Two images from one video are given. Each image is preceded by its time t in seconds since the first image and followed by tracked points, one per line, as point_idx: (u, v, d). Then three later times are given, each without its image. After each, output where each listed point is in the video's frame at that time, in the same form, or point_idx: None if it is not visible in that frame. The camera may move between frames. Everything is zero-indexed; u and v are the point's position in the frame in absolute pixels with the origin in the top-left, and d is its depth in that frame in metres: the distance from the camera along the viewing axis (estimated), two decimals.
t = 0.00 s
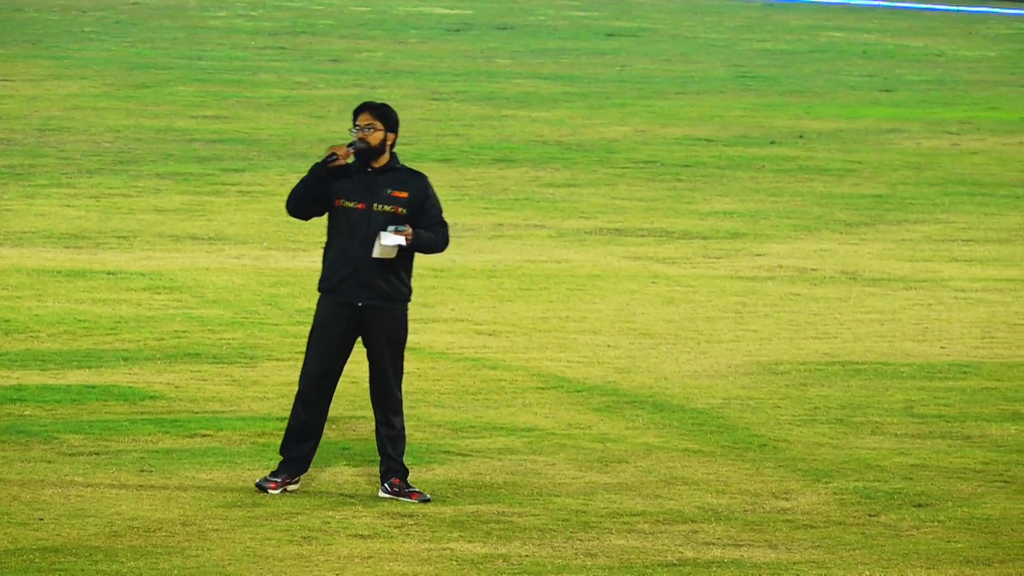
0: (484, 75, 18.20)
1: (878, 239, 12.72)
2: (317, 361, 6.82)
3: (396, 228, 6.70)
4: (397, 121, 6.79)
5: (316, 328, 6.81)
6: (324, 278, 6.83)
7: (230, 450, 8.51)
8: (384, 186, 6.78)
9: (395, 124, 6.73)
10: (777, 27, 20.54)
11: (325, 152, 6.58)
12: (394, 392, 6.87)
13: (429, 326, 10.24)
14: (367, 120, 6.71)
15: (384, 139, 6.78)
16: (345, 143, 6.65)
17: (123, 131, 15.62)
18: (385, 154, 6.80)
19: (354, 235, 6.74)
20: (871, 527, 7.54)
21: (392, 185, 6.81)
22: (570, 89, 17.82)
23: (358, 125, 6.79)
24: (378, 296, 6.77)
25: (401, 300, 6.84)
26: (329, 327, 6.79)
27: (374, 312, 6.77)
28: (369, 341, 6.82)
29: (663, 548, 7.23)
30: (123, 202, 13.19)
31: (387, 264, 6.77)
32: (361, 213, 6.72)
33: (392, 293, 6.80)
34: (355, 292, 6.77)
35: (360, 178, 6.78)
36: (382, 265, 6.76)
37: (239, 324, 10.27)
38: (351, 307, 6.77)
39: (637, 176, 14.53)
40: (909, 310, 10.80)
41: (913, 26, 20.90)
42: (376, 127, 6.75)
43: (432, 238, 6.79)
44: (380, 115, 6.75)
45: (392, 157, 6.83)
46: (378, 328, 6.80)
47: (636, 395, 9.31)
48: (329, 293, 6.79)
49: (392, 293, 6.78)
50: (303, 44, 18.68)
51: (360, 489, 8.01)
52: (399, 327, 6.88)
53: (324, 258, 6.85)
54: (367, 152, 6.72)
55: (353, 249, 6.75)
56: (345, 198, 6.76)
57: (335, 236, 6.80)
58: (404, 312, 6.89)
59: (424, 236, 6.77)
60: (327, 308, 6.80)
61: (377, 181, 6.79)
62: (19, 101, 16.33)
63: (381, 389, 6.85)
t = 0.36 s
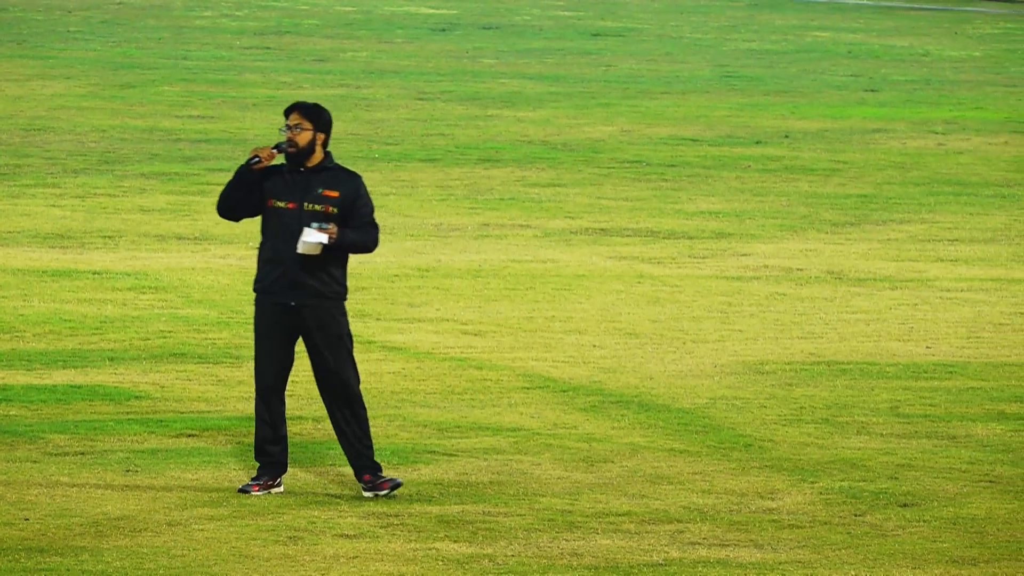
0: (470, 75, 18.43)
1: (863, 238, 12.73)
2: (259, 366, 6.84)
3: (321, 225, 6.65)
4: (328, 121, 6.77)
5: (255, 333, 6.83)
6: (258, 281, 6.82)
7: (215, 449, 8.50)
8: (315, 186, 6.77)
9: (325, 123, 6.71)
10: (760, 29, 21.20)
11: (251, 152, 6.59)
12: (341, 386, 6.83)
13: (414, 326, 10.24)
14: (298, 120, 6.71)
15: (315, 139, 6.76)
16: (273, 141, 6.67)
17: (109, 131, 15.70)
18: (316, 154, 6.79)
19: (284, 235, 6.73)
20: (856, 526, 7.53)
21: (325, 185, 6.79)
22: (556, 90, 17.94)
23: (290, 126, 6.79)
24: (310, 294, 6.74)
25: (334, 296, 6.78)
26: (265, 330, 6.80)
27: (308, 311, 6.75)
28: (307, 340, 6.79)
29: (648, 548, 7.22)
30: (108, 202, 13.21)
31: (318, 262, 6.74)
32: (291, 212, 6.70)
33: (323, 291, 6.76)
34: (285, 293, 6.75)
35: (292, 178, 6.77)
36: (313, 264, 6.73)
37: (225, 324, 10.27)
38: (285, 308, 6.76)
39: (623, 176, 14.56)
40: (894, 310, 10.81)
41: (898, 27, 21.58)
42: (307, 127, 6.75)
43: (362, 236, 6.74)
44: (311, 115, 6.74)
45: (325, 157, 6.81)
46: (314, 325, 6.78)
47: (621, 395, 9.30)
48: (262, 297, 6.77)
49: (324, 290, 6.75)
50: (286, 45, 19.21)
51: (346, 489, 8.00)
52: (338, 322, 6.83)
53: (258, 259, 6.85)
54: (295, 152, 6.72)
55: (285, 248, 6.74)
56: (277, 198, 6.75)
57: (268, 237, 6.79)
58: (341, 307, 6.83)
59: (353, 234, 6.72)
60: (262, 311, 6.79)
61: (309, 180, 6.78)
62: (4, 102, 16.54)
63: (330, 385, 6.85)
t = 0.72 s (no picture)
0: (466, 75, 18.44)
1: (859, 238, 12.74)
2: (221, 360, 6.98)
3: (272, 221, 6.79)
4: (291, 118, 6.88)
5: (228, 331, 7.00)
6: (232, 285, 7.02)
7: (211, 449, 8.50)
8: (276, 183, 6.90)
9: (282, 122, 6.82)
10: (756, 28, 21.20)
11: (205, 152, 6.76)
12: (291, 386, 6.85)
13: (410, 326, 10.25)
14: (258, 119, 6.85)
15: (276, 137, 6.87)
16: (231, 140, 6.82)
17: (105, 131, 15.70)
18: (279, 152, 6.91)
19: (245, 232, 6.89)
20: (852, 526, 7.53)
21: (285, 181, 6.92)
22: (552, 89, 17.96)
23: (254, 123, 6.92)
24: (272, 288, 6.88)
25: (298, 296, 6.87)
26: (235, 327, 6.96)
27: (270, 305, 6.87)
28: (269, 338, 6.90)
29: (645, 547, 7.23)
30: (104, 201, 13.21)
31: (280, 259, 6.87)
32: (248, 210, 6.86)
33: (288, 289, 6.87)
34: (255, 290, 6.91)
35: (255, 176, 6.94)
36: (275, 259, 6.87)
37: (221, 324, 10.28)
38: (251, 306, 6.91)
39: (619, 176, 14.56)
40: (890, 309, 10.81)
41: (894, 26, 21.53)
42: (268, 125, 6.87)
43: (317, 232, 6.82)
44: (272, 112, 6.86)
45: (289, 154, 6.93)
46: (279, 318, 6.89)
47: (617, 395, 9.31)
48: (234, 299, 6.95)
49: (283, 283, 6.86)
50: (282, 44, 19.21)
51: (342, 487, 8.00)
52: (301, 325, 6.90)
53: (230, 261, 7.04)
54: (254, 150, 6.85)
55: (247, 245, 6.89)
56: (239, 197, 6.93)
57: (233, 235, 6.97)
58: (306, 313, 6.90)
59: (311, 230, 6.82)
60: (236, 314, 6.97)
61: (271, 178, 6.93)
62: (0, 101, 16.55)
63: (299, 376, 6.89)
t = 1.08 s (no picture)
0: (467, 71, 18.47)
1: (860, 234, 12.74)
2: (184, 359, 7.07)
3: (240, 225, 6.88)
4: (272, 122, 6.94)
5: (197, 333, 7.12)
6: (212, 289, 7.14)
7: (211, 444, 8.50)
8: (251, 187, 6.98)
9: (264, 126, 6.89)
10: (759, 26, 21.50)
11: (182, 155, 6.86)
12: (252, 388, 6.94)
13: (411, 322, 10.25)
14: (239, 122, 6.92)
15: (256, 140, 6.94)
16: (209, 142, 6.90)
17: (106, 127, 15.71)
18: (258, 156, 6.98)
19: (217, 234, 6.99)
20: (853, 522, 7.53)
21: (262, 185, 6.99)
22: (553, 85, 17.98)
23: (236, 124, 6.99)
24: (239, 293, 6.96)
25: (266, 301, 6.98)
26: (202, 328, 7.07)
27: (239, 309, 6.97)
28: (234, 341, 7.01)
29: (646, 543, 7.23)
30: (105, 198, 13.21)
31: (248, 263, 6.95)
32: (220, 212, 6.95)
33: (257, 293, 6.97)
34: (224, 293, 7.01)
35: (233, 177, 7.01)
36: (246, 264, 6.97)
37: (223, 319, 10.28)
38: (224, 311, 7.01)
39: (620, 172, 14.55)
40: (892, 305, 10.82)
41: (895, 22, 21.96)
42: (248, 128, 6.94)
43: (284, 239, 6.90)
44: (255, 116, 6.94)
45: (270, 158, 7.00)
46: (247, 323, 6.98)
47: (619, 391, 9.31)
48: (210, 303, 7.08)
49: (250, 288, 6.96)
50: (285, 41, 19.45)
51: (344, 483, 7.99)
52: (268, 330, 7.00)
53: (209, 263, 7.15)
54: (232, 153, 6.94)
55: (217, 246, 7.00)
56: (215, 197, 7.01)
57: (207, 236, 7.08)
58: (274, 318, 7.01)
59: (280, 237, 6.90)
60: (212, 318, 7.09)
61: (248, 180, 7.00)
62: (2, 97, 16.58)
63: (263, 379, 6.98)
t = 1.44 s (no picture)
0: (495, 66, 18.27)
1: (889, 230, 12.72)
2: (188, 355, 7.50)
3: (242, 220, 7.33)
4: (276, 119, 7.36)
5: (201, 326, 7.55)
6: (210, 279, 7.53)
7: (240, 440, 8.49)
8: (254, 183, 7.41)
9: (269, 125, 7.31)
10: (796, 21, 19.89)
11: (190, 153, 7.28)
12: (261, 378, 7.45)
13: (439, 317, 10.24)
14: (246, 119, 7.33)
15: (262, 137, 7.37)
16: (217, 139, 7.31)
17: (134, 124, 15.77)
18: (262, 152, 7.40)
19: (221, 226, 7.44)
20: (882, 518, 7.54)
21: (264, 181, 7.41)
22: (580, 81, 17.87)
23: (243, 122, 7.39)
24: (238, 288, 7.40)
25: (266, 295, 7.42)
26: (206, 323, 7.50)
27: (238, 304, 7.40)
28: (239, 335, 7.45)
29: (675, 539, 7.24)
30: (132, 194, 13.17)
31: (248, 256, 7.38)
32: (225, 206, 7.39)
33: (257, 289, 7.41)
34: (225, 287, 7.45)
35: (238, 173, 7.45)
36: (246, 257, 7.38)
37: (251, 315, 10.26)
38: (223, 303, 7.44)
39: (649, 167, 14.57)
40: (920, 301, 10.82)
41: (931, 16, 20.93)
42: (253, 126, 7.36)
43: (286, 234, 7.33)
44: (261, 113, 7.34)
45: (274, 155, 7.42)
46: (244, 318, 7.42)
47: (647, 386, 9.32)
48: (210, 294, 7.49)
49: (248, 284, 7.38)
50: (311, 35, 18.60)
51: (373, 478, 8.00)
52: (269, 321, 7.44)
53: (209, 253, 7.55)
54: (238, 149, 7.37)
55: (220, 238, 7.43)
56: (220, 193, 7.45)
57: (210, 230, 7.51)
58: (272, 310, 7.46)
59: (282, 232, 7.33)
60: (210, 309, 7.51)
61: (252, 176, 7.43)
62: (28, 92, 16.55)
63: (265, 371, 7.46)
